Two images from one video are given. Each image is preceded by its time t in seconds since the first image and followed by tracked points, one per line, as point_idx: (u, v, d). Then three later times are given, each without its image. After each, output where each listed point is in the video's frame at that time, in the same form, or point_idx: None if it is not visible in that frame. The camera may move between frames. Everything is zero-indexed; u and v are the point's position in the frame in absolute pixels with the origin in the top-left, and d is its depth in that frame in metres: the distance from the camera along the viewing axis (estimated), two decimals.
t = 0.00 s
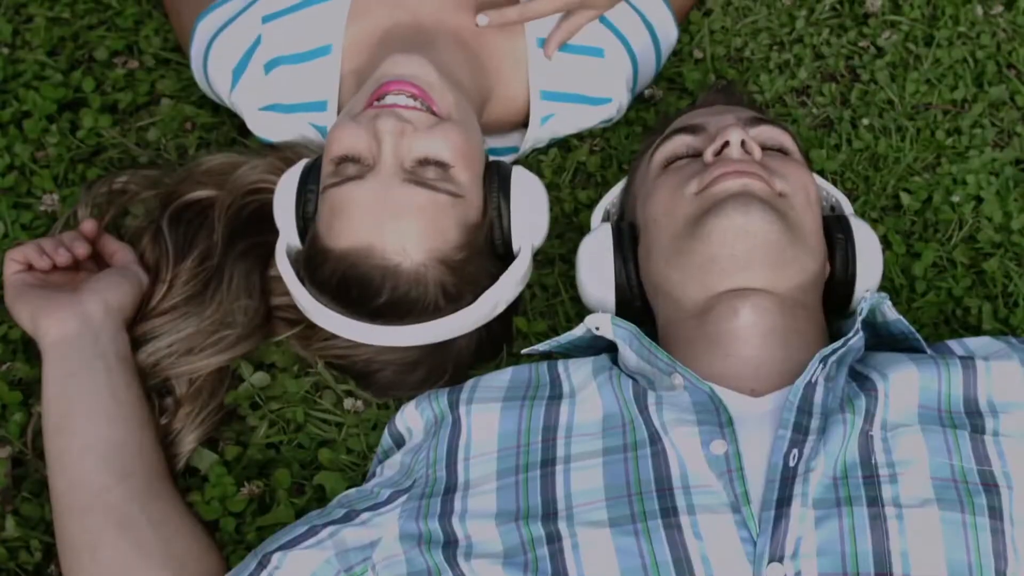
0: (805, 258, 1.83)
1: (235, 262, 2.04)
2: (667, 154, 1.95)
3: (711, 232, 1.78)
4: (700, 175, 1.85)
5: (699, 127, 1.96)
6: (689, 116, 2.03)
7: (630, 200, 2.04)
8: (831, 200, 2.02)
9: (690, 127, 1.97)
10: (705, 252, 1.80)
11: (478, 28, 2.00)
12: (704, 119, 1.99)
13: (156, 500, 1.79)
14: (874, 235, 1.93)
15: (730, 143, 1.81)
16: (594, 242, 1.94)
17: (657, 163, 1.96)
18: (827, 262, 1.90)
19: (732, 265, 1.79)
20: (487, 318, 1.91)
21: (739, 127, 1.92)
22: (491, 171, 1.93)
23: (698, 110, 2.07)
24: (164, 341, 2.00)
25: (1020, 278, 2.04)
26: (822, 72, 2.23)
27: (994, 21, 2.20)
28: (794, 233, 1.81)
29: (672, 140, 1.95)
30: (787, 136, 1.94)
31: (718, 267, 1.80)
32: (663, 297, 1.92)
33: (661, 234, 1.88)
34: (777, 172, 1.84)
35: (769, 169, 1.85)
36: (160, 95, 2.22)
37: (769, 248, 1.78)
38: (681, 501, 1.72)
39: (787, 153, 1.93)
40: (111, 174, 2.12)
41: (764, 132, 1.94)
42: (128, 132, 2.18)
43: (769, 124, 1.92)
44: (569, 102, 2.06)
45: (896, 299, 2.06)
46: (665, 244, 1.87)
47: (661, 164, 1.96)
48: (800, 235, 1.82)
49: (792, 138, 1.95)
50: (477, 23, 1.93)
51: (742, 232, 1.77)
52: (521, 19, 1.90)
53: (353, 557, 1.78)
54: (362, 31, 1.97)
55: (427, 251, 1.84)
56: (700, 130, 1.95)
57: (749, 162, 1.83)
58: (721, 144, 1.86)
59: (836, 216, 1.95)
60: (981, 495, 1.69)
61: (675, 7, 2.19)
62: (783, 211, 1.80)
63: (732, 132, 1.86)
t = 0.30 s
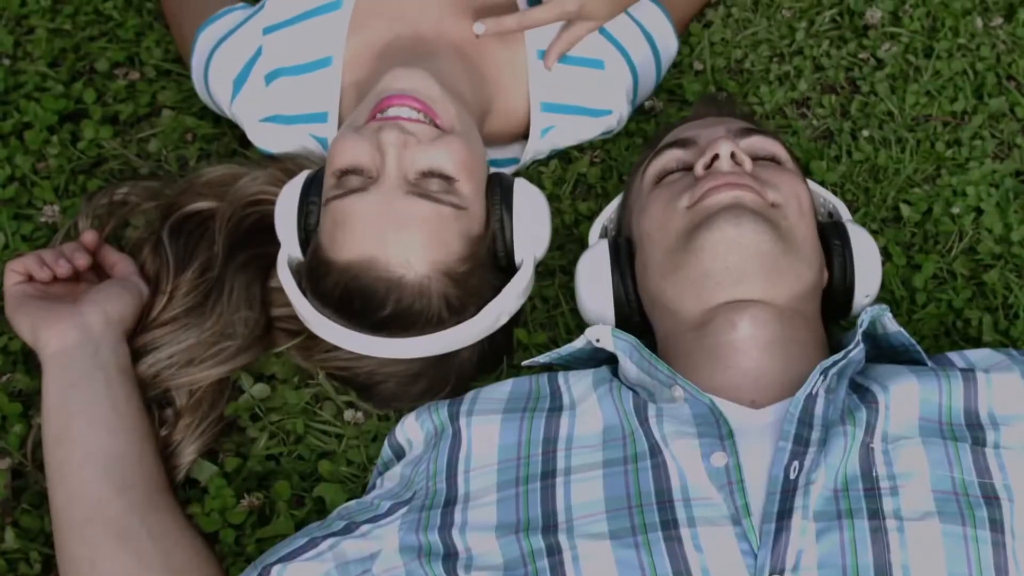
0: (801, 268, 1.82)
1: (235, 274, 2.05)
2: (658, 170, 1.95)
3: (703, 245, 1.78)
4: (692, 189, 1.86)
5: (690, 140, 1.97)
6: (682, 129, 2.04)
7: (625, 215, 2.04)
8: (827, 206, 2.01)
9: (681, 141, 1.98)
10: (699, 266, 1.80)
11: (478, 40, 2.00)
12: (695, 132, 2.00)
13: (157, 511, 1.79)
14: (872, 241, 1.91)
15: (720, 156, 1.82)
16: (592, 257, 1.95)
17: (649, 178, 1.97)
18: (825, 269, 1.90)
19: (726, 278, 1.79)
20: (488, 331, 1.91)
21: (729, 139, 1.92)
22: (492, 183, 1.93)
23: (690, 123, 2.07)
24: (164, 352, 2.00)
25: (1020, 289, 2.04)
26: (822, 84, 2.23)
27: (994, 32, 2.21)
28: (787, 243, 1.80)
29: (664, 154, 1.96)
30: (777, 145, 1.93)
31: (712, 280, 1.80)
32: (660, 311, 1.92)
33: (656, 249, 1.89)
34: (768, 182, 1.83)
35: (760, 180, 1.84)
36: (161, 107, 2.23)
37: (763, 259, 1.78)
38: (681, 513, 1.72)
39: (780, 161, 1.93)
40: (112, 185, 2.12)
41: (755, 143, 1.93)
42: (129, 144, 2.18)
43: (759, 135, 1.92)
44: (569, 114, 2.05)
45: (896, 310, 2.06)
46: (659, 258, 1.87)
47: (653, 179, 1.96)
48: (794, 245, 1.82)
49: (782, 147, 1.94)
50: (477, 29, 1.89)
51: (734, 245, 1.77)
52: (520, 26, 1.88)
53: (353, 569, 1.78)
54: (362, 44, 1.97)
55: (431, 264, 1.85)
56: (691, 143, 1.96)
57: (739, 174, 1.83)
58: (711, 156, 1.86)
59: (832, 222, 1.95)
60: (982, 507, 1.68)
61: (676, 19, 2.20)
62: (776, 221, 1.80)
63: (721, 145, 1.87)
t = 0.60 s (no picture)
0: (802, 284, 1.82)
1: (235, 285, 2.05)
2: (659, 184, 1.95)
3: (704, 262, 1.78)
4: (692, 205, 1.86)
5: (689, 154, 1.97)
6: (681, 142, 2.04)
7: (625, 227, 2.05)
8: (827, 217, 2.01)
9: (679, 156, 1.98)
10: (699, 282, 1.80)
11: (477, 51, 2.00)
12: (694, 146, 2.00)
13: (156, 522, 1.78)
14: (873, 255, 1.91)
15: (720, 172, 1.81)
16: (592, 270, 1.95)
17: (649, 192, 1.97)
18: (825, 283, 1.89)
19: (727, 294, 1.79)
20: (486, 342, 1.91)
21: (728, 154, 1.92)
22: (491, 196, 1.92)
23: (690, 135, 2.07)
24: (164, 364, 1.99)
25: (1020, 300, 2.04)
26: (822, 95, 2.23)
27: (993, 44, 2.21)
28: (787, 259, 1.80)
29: (663, 168, 1.96)
30: (776, 159, 1.94)
31: (713, 296, 1.80)
32: (661, 325, 1.92)
33: (656, 264, 1.89)
34: (768, 198, 1.83)
35: (759, 196, 1.85)
36: (162, 118, 2.23)
37: (764, 276, 1.79)
38: (681, 527, 1.71)
39: (778, 175, 1.93)
40: (112, 196, 2.12)
41: (754, 157, 1.94)
42: (130, 155, 2.19)
43: (757, 149, 1.93)
44: (569, 125, 2.05)
45: (896, 322, 2.06)
46: (660, 273, 1.87)
47: (653, 193, 1.96)
48: (794, 259, 1.82)
49: (782, 160, 1.95)
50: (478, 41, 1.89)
51: (735, 262, 1.77)
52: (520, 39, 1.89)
53: None
54: (362, 56, 1.97)
55: (426, 275, 1.85)
56: (690, 157, 1.96)
57: (738, 191, 1.83)
58: (710, 172, 1.86)
59: (832, 234, 1.95)
60: (982, 520, 1.68)
61: (675, 30, 2.20)
62: (776, 237, 1.80)
63: (720, 160, 1.87)
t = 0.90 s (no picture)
0: (808, 297, 1.82)
1: (236, 296, 2.05)
2: (670, 190, 1.95)
3: (714, 274, 1.78)
4: (704, 213, 1.85)
5: (701, 162, 1.97)
6: (692, 151, 2.04)
7: (631, 234, 2.04)
8: (830, 237, 2.02)
9: (691, 162, 1.98)
10: (707, 293, 1.80)
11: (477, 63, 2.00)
12: (706, 155, 2.00)
13: (156, 535, 1.78)
14: (875, 273, 1.92)
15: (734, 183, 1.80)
16: (593, 277, 1.94)
17: (659, 198, 1.97)
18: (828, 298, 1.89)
19: (735, 306, 1.79)
20: (488, 354, 1.91)
21: (742, 163, 1.92)
22: (493, 207, 1.92)
23: (698, 146, 2.07)
24: (164, 376, 1.99)
25: (1020, 313, 2.04)
26: (822, 107, 2.24)
27: (993, 56, 2.21)
28: (795, 274, 1.80)
29: (675, 175, 1.96)
30: (789, 172, 1.94)
31: (720, 307, 1.80)
32: (664, 334, 1.91)
33: (664, 271, 1.89)
34: (780, 212, 1.83)
35: (772, 209, 1.84)
36: (162, 129, 2.23)
37: (771, 289, 1.79)
38: (682, 540, 1.71)
39: (789, 189, 1.93)
40: (113, 208, 2.12)
41: (766, 169, 1.94)
42: (130, 166, 2.19)
43: (770, 161, 1.93)
44: (570, 136, 2.05)
45: (896, 334, 2.06)
46: (667, 281, 1.87)
47: (663, 199, 1.96)
48: (802, 275, 1.82)
49: (793, 174, 1.95)
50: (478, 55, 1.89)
51: (745, 275, 1.77)
52: (521, 53, 1.89)
53: None
54: (363, 68, 1.97)
55: (431, 287, 1.84)
56: (703, 165, 1.96)
57: (752, 203, 1.82)
58: (724, 180, 1.85)
59: (836, 253, 1.95)
60: (983, 534, 1.68)
61: (675, 42, 2.20)
62: (787, 253, 1.80)
63: (735, 169, 1.86)
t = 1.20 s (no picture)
0: (808, 312, 1.82)
1: (235, 308, 2.04)
2: (669, 205, 1.95)
3: (714, 291, 1.78)
4: (704, 230, 1.85)
5: (701, 176, 1.97)
6: (692, 164, 2.04)
7: (631, 249, 2.04)
8: (831, 247, 2.02)
9: (692, 177, 1.97)
10: (708, 310, 1.80)
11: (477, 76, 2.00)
12: (706, 169, 2.00)
13: (155, 547, 1.78)
14: (875, 285, 1.92)
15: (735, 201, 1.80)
16: (594, 289, 1.95)
17: (658, 213, 1.96)
18: (829, 310, 1.89)
19: (735, 323, 1.79)
20: (487, 366, 1.91)
21: (742, 179, 1.92)
22: (492, 218, 1.92)
23: (698, 159, 2.07)
24: (164, 387, 1.99)
25: (1020, 324, 2.04)
26: (822, 118, 2.24)
27: (993, 67, 2.21)
28: (796, 291, 1.80)
29: (675, 190, 1.95)
30: (789, 187, 1.94)
31: (721, 324, 1.80)
32: (664, 347, 1.91)
33: (663, 286, 1.88)
34: (782, 229, 1.83)
35: (773, 225, 1.84)
36: (163, 140, 2.23)
37: (772, 305, 1.79)
38: (682, 553, 1.71)
39: (791, 203, 1.93)
40: (114, 219, 2.13)
41: (766, 183, 1.94)
42: (130, 177, 2.19)
43: (771, 175, 1.92)
44: (570, 147, 2.04)
45: (896, 345, 2.06)
46: (668, 296, 1.87)
47: (663, 213, 1.96)
48: (803, 292, 1.82)
49: (793, 188, 1.95)
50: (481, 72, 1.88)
51: (745, 293, 1.77)
52: (523, 68, 1.90)
53: None
54: (362, 79, 1.98)
55: (429, 300, 1.85)
56: (703, 180, 1.95)
57: (753, 219, 1.82)
58: (725, 197, 1.84)
59: (837, 264, 1.95)
60: (983, 547, 1.68)
61: (675, 54, 2.21)
62: (788, 270, 1.80)
63: (736, 186, 1.84)
